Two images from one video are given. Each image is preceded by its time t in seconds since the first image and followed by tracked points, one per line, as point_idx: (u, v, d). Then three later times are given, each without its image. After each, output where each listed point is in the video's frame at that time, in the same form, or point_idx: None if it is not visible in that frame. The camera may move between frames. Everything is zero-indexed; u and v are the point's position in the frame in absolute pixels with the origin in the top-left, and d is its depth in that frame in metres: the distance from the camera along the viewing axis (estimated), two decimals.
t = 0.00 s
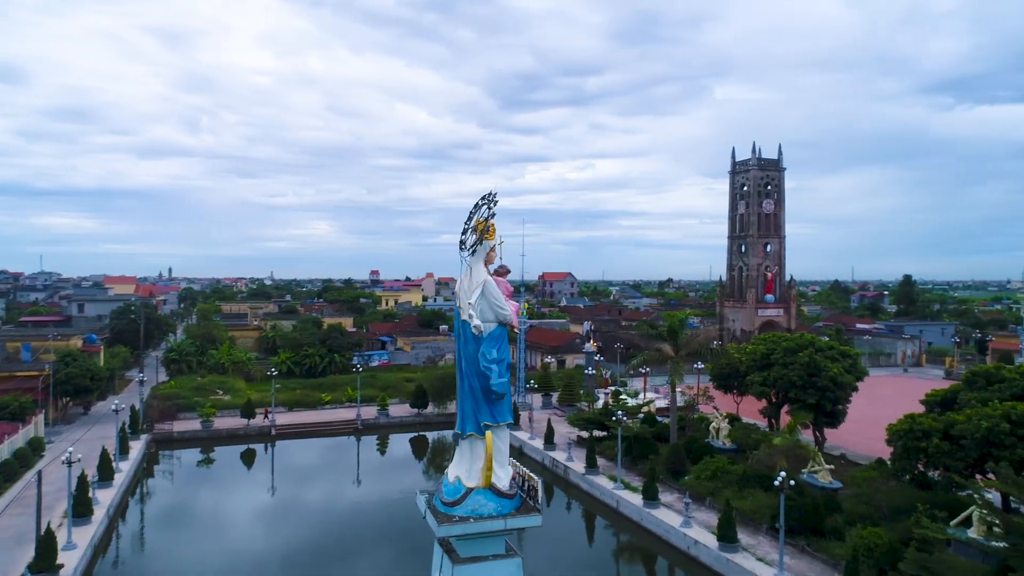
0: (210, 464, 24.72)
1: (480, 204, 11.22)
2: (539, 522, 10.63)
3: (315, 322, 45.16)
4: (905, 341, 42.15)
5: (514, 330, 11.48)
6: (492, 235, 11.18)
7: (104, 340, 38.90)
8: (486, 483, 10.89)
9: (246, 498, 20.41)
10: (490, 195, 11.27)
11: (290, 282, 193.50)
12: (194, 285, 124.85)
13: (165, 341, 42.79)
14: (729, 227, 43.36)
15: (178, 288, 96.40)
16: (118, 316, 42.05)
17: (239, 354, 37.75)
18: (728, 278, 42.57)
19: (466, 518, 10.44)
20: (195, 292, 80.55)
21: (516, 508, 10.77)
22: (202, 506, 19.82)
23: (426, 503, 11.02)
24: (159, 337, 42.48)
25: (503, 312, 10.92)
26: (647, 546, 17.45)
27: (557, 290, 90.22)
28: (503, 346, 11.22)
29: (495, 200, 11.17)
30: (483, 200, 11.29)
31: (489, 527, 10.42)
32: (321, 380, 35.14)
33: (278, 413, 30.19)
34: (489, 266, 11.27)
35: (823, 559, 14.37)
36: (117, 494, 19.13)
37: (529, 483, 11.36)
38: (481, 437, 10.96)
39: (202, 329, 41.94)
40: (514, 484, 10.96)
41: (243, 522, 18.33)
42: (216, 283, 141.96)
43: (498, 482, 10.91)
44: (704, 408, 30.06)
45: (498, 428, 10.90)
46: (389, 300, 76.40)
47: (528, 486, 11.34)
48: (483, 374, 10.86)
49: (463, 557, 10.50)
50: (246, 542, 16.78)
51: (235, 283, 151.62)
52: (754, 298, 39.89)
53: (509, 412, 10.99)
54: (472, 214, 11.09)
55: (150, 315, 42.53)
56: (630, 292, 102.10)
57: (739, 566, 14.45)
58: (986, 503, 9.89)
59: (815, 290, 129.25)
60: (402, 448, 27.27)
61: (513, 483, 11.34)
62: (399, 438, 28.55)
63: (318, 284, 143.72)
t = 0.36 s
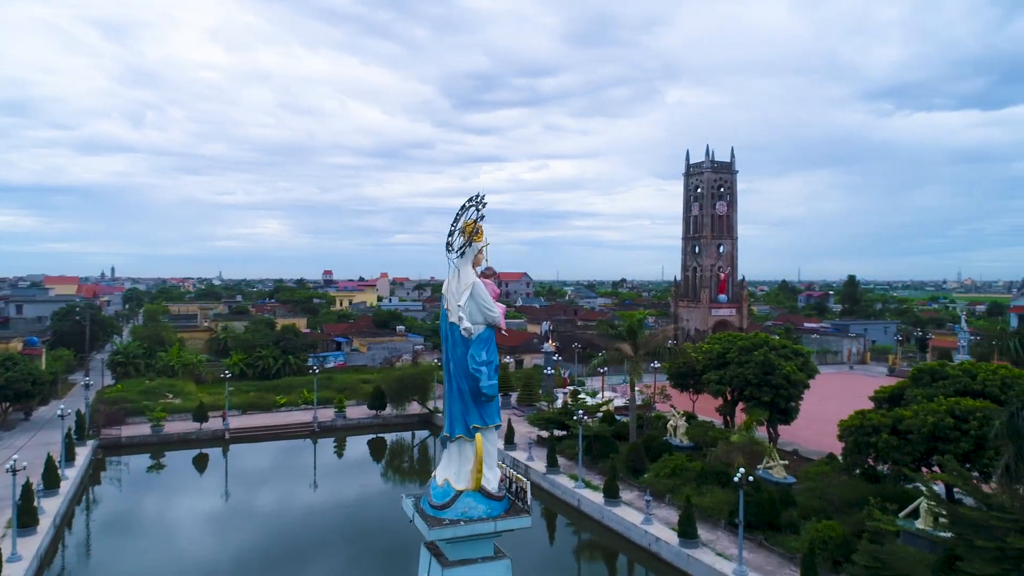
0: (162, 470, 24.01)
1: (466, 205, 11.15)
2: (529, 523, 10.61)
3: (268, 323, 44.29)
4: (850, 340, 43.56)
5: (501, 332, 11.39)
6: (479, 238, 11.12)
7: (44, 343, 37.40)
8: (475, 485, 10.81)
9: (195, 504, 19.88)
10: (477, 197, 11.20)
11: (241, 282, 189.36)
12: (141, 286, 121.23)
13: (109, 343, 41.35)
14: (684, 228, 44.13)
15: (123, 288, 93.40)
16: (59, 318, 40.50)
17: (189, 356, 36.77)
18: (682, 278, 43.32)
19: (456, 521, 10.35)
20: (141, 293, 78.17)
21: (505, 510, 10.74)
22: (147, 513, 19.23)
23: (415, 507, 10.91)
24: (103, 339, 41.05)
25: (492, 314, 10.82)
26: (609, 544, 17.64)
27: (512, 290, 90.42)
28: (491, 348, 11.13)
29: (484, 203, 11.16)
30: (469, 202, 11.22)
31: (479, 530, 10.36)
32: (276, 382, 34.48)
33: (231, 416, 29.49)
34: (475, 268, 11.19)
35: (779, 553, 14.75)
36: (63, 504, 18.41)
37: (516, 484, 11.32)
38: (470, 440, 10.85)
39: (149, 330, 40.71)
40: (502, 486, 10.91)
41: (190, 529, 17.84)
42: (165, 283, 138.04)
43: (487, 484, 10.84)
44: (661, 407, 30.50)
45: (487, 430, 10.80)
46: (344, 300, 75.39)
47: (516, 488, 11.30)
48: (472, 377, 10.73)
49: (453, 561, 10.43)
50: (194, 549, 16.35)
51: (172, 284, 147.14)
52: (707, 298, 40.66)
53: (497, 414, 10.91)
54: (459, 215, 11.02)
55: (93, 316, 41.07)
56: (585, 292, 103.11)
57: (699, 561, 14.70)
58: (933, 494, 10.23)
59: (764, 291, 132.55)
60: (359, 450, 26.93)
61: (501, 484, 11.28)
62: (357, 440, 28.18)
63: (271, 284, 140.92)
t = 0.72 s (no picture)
0: (109, 476, 23.20)
1: (457, 206, 10.95)
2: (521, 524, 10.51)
3: (218, 324, 43.27)
4: (799, 338, 44.85)
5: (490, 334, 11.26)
6: (468, 240, 10.96)
7: None
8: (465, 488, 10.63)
9: (141, 510, 19.33)
10: (467, 198, 11.00)
11: (192, 282, 184.47)
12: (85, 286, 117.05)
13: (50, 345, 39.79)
14: (640, 229, 44.75)
15: (64, 289, 90.06)
16: None
17: (136, 358, 35.64)
18: (638, 278, 43.91)
19: (448, 525, 10.17)
20: (83, 294, 75.45)
21: (496, 512, 10.60)
22: (89, 520, 18.61)
23: (405, 512, 10.68)
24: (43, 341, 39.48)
25: (482, 317, 10.70)
26: (570, 543, 17.74)
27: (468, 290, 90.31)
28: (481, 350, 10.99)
29: (473, 204, 10.94)
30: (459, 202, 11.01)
31: (471, 533, 10.20)
32: (229, 385, 33.71)
33: (183, 420, 28.69)
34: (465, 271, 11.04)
35: (737, 547, 15.08)
36: (4, 513, 17.60)
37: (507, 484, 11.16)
38: (461, 442, 10.67)
39: (92, 332, 39.31)
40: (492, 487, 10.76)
41: (133, 536, 17.34)
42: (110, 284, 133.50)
43: (477, 486, 10.67)
44: (618, 405, 30.85)
45: (477, 433, 10.69)
46: (297, 300, 74.11)
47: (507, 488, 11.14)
48: (464, 379, 10.59)
49: (444, 564, 10.26)
50: (140, 557, 15.86)
51: (118, 284, 142.45)
52: (662, 298, 41.29)
53: (487, 416, 10.81)
54: (448, 217, 10.83)
55: (32, 318, 39.47)
56: (541, 292, 103.64)
57: (660, 558, 14.91)
58: (885, 487, 10.58)
59: (717, 290, 135.39)
60: (316, 452, 26.52)
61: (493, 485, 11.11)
62: (314, 443, 27.77)
63: (222, 284, 137.58)
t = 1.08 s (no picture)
0: (57, 483, 22.39)
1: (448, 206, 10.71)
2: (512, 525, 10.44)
3: (171, 325, 42.20)
4: (754, 337, 45.85)
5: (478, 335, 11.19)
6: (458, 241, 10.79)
7: None
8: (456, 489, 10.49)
9: (88, 518, 18.66)
10: (458, 198, 10.77)
11: (144, 283, 179.40)
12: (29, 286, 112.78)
13: None
14: (600, 229, 45.18)
15: (6, 289, 86.67)
16: None
17: (85, 361, 34.50)
18: (598, 278, 44.31)
19: (440, 526, 10.02)
20: (26, 294, 72.70)
21: (487, 513, 10.50)
22: (31, 528, 17.93)
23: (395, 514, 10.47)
24: None
25: (472, 319, 10.67)
26: (535, 542, 17.74)
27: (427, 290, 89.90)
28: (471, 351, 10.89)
29: (464, 207, 10.61)
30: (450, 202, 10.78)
31: (463, 534, 10.07)
32: (184, 388, 32.92)
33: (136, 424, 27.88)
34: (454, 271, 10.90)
35: (700, 543, 15.36)
36: None
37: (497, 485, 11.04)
38: (452, 444, 10.55)
39: (37, 333, 37.91)
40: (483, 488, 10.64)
41: (79, 544, 16.75)
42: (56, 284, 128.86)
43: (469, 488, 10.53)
44: (580, 404, 31.09)
45: (468, 434, 10.58)
46: (252, 300, 72.65)
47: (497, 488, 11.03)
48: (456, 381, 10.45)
49: (435, 566, 10.09)
50: (85, 565, 15.32)
51: (65, 284, 137.71)
52: (622, 298, 41.76)
53: (476, 418, 10.72)
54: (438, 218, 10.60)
55: None
56: (500, 293, 103.77)
57: (626, 555, 15.07)
58: (842, 481, 10.89)
59: (673, 291, 137.49)
60: (275, 455, 26.04)
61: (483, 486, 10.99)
62: (272, 446, 27.27)
63: (174, 284, 134.14)
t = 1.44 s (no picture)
0: None
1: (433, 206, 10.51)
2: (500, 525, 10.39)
3: (116, 326, 40.79)
4: (706, 336, 46.76)
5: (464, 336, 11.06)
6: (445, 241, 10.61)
7: None
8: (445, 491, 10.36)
9: (27, 528, 17.92)
10: (445, 197, 10.59)
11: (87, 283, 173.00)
12: None
13: None
14: (556, 229, 45.46)
15: None
16: None
17: (24, 364, 33.08)
18: (555, 278, 44.56)
19: (429, 529, 9.90)
20: None
21: (475, 514, 10.42)
22: None
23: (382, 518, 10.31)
24: None
25: (460, 320, 10.50)
26: (497, 541, 17.76)
27: (382, 290, 89.02)
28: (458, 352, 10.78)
29: (451, 208, 10.33)
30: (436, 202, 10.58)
31: (452, 536, 9.98)
32: (130, 391, 31.88)
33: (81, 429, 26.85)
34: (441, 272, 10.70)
35: (661, 539, 15.61)
36: None
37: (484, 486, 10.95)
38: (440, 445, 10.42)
39: None
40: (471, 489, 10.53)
41: (15, 555, 16.07)
42: None
43: (457, 489, 10.42)
44: (538, 404, 31.26)
45: (455, 436, 10.47)
46: (201, 300, 70.83)
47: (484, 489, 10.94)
48: (444, 382, 10.32)
49: (423, 569, 9.99)
50: None
51: (1, 284, 131.84)
52: (578, 298, 42.12)
53: (463, 419, 10.62)
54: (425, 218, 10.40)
55: None
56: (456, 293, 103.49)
57: (588, 552, 15.21)
58: (796, 475, 11.22)
59: (628, 291, 139.18)
60: (227, 460, 25.40)
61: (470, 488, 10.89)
62: (225, 450, 26.59)
63: (119, 284, 129.61)
